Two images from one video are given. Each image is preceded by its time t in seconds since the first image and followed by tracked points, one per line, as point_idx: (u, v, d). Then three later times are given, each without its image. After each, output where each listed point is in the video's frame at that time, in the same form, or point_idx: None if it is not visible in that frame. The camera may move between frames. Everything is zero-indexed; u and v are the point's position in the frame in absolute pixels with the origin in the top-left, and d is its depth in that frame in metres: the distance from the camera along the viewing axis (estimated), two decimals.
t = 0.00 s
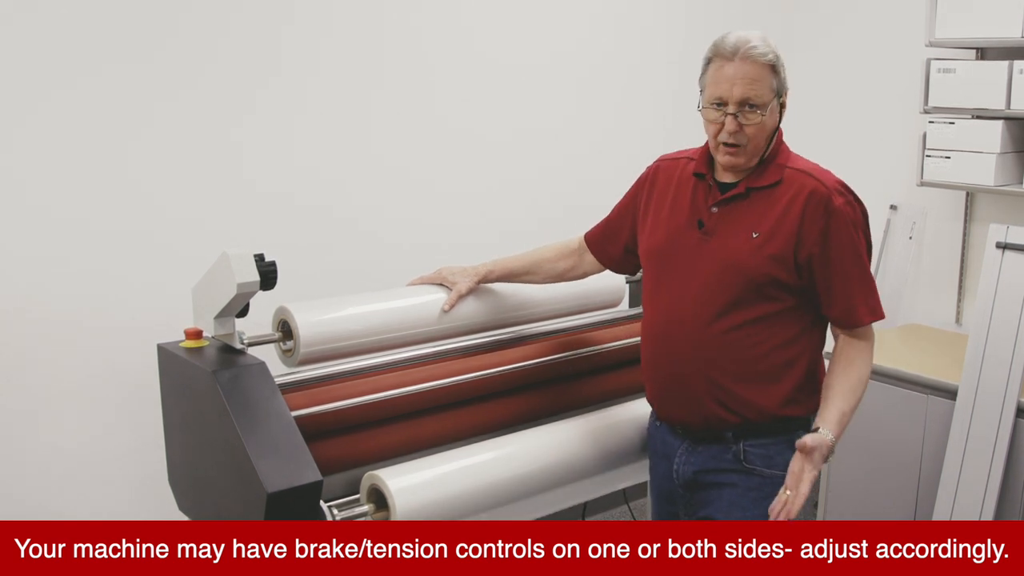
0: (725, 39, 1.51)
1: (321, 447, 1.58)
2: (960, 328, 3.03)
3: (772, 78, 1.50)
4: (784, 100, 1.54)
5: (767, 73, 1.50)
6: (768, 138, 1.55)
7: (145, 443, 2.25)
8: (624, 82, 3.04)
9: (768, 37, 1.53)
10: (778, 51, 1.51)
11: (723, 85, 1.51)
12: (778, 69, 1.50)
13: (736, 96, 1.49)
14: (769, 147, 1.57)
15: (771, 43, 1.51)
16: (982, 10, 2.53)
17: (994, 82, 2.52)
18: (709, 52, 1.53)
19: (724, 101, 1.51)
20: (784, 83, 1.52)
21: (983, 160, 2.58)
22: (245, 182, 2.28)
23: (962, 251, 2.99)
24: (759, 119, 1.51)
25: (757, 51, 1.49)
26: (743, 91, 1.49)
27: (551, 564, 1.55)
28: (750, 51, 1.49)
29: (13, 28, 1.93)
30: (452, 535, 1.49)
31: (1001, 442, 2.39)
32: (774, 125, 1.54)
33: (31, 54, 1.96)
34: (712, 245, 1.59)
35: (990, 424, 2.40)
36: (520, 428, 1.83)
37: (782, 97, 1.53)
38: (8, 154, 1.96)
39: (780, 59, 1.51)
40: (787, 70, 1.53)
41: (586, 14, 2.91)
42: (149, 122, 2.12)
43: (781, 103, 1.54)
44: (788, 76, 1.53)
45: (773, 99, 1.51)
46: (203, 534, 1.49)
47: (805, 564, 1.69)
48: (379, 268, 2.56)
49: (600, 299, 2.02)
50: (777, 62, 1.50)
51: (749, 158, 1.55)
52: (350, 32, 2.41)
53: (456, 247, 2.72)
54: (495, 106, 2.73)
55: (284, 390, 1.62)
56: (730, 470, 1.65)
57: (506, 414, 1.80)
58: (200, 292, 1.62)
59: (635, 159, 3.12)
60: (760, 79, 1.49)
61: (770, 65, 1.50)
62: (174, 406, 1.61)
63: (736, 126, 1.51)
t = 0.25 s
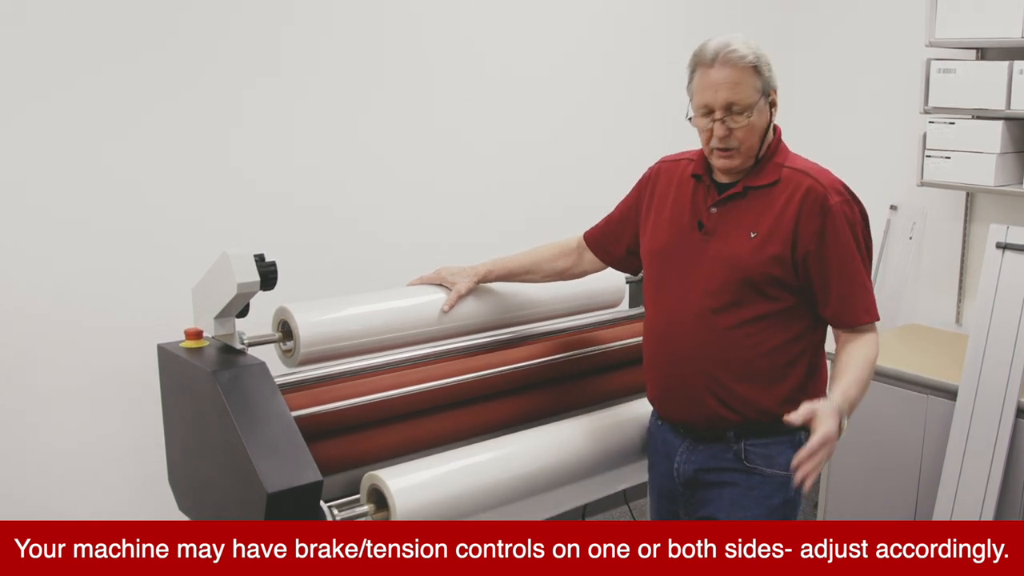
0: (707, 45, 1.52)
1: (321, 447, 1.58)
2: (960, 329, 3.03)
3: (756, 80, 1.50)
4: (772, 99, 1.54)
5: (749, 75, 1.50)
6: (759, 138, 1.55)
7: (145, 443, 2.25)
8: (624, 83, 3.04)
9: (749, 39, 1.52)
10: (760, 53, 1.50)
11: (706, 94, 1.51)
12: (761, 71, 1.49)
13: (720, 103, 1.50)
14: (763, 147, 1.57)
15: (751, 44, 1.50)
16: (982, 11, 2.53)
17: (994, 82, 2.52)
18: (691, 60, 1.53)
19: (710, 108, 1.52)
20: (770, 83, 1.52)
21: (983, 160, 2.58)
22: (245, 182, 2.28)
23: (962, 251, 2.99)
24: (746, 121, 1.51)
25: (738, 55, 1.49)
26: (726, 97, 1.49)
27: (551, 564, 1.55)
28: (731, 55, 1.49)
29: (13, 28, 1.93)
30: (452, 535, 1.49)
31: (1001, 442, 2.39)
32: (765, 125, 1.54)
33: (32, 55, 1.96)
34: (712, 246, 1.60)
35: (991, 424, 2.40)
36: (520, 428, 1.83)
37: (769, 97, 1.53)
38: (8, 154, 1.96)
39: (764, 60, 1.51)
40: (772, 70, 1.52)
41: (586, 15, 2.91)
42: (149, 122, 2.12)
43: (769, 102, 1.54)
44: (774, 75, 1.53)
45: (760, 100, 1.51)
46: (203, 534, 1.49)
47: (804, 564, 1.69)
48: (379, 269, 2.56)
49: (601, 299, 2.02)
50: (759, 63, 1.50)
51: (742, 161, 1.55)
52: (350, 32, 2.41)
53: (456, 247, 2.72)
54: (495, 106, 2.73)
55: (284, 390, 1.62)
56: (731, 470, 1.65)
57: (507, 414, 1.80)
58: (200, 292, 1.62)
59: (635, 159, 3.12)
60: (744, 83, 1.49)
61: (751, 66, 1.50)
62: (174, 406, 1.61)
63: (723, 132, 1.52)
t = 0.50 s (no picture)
0: (679, 54, 1.57)
1: (321, 447, 1.58)
2: (959, 329, 3.03)
3: (722, 83, 1.53)
4: (748, 99, 1.55)
5: (715, 79, 1.53)
6: (738, 139, 1.56)
7: (144, 443, 2.25)
8: (624, 83, 3.04)
9: (721, 43, 1.56)
10: (728, 55, 1.53)
11: (676, 100, 1.58)
12: (726, 73, 1.53)
13: (686, 108, 1.55)
14: (747, 146, 1.58)
15: (718, 48, 1.54)
16: (983, 10, 2.53)
17: (994, 82, 2.52)
18: (665, 70, 1.60)
19: (680, 113, 1.57)
20: (741, 84, 1.54)
21: (983, 160, 2.58)
22: (245, 182, 2.28)
23: (962, 252, 2.99)
24: (710, 125, 1.54)
25: (702, 61, 1.54)
26: (689, 102, 1.55)
27: (551, 564, 1.55)
28: (695, 62, 1.54)
29: (13, 28, 1.93)
30: (452, 535, 1.49)
31: (1001, 442, 2.39)
32: (741, 125, 1.56)
33: (32, 55, 1.96)
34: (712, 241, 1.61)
35: (990, 424, 2.40)
36: (522, 428, 1.83)
37: (743, 98, 1.54)
38: (8, 155, 1.96)
39: (732, 61, 1.53)
40: (745, 71, 1.54)
41: (586, 16, 2.91)
42: (149, 122, 2.12)
43: (746, 104, 1.55)
44: (748, 76, 1.54)
45: (728, 102, 1.54)
46: (203, 534, 1.50)
47: (804, 564, 1.69)
48: (379, 269, 2.56)
49: (600, 299, 2.02)
50: (725, 66, 1.53)
51: (721, 162, 1.58)
52: (350, 33, 2.41)
53: (456, 247, 2.72)
54: (496, 105, 2.74)
55: (285, 390, 1.62)
56: (733, 470, 1.66)
57: (508, 414, 1.80)
58: (200, 293, 1.62)
59: (635, 159, 3.12)
60: (708, 87, 1.53)
61: (716, 71, 1.53)
62: (174, 407, 1.61)
63: (694, 135, 1.56)
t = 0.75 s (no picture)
0: (670, 55, 1.60)
1: (321, 448, 1.58)
2: (959, 329, 3.03)
3: (707, 83, 1.54)
4: (735, 100, 1.56)
5: (699, 79, 1.55)
6: (725, 138, 1.58)
7: (144, 444, 2.25)
8: (623, 82, 3.04)
9: (709, 43, 1.57)
10: (713, 56, 1.55)
11: (664, 100, 1.60)
12: (709, 74, 1.54)
13: (671, 107, 1.58)
14: (736, 146, 1.59)
15: (704, 49, 1.56)
16: (983, 10, 2.53)
17: (995, 82, 2.52)
18: (658, 69, 1.63)
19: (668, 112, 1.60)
20: (727, 85, 1.55)
21: (983, 160, 2.58)
22: (245, 182, 2.28)
23: (962, 252, 2.99)
24: (695, 124, 1.56)
25: (688, 61, 1.56)
26: (674, 101, 1.58)
27: (551, 564, 1.55)
28: (682, 62, 1.57)
29: (12, 29, 1.93)
30: (452, 535, 1.49)
31: (1001, 442, 2.39)
32: (727, 126, 1.57)
33: (32, 55, 1.96)
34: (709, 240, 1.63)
35: (991, 424, 2.40)
36: (521, 428, 1.83)
37: (728, 98, 1.55)
38: (9, 155, 1.96)
39: (717, 62, 1.54)
40: (731, 72, 1.55)
41: (585, 16, 2.90)
42: (149, 122, 2.12)
43: (733, 104, 1.56)
44: (734, 76, 1.55)
45: (712, 102, 1.55)
46: (203, 534, 1.50)
47: (804, 564, 1.69)
48: (379, 269, 2.56)
49: (601, 299, 2.02)
50: (710, 67, 1.54)
51: (708, 160, 1.60)
52: (350, 33, 2.41)
53: (456, 247, 2.72)
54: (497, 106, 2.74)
55: (285, 390, 1.62)
56: (729, 469, 1.67)
57: (508, 414, 1.80)
58: (200, 293, 1.62)
59: (635, 158, 3.12)
60: (693, 87, 1.55)
61: (701, 71, 1.55)
62: (174, 407, 1.61)
63: (680, 134, 1.59)
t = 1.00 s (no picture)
0: (667, 52, 1.60)
1: (321, 447, 1.58)
2: (959, 329, 3.03)
3: (701, 80, 1.54)
4: (729, 97, 1.56)
5: (693, 76, 1.55)
6: (718, 136, 1.58)
7: (145, 444, 2.25)
8: (623, 82, 3.04)
9: (704, 40, 1.57)
10: (707, 53, 1.54)
11: (660, 95, 1.60)
12: (704, 71, 1.54)
13: (666, 102, 1.58)
14: (730, 143, 1.59)
15: (698, 46, 1.56)
16: (984, 10, 2.52)
17: (995, 82, 2.52)
18: (656, 65, 1.63)
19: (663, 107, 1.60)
20: (721, 82, 1.54)
21: (983, 161, 2.58)
22: (245, 183, 2.28)
23: (962, 252, 2.99)
24: (689, 121, 1.57)
25: (683, 58, 1.56)
26: (668, 96, 1.58)
27: (551, 564, 1.54)
28: (677, 58, 1.57)
29: (12, 29, 1.93)
30: (452, 535, 1.49)
31: (1001, 442, 2.39)
32: (721, 123, 1.57)
33: (32, 55, 1.96)
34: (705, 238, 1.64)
35: (991, 424, 2.40)
36: (521, 427, 1.83)
37: (722, 96, 1.55)
38: (8, 155, 1.96)
39: (711, 59, 1.54)
40: (726, 70, 1.54)
41: (585, 16, 2.90)
42: (149, 122, 2.12)
43: (727, 100, 1.56)
44: (729, 74, 1.54)
45: (706, 99, 1.55)
46: (203, 535, 1.49)
47: (805, 564, 1.69)
48: (379, 269, 2.56)
49: (600, 299, 2.02)
50: (704, 64, 1.54)
51: (703, 157, 1.60)
52: (350, 33, 2.41)
53: (457, 247, 2.72)
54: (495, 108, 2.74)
55: (285, 390, 1.62)
56: (729, 468, 1.67)
57: (508, 413, 1.80)
58: (200, 293, 1.62)
59: (635, 159, 3.12)
60: (687, 83, 1.55)
61: (696, 67, 1.55)
62: (174, 407, 1.61)
63: (674, 130, 1.59)
